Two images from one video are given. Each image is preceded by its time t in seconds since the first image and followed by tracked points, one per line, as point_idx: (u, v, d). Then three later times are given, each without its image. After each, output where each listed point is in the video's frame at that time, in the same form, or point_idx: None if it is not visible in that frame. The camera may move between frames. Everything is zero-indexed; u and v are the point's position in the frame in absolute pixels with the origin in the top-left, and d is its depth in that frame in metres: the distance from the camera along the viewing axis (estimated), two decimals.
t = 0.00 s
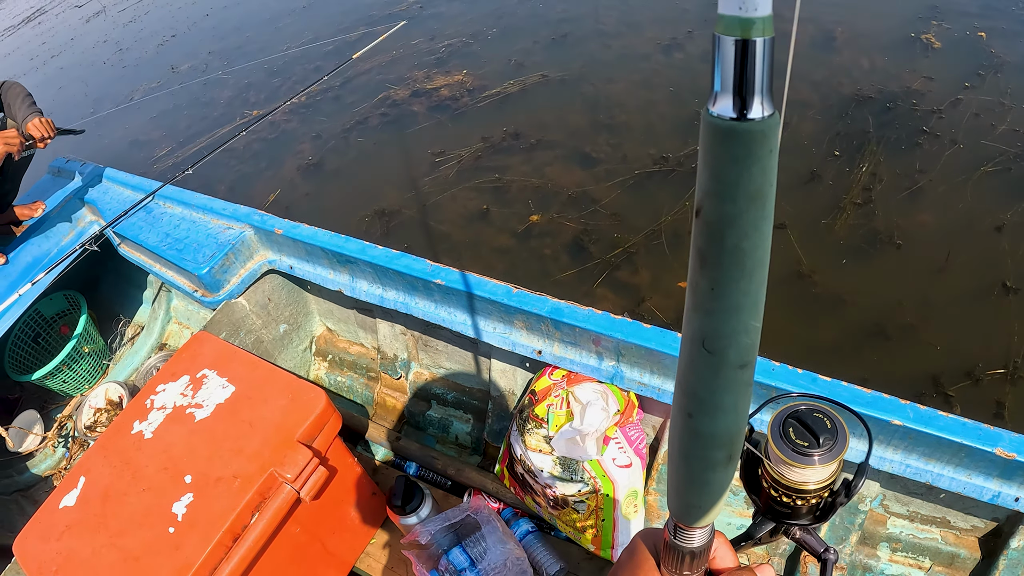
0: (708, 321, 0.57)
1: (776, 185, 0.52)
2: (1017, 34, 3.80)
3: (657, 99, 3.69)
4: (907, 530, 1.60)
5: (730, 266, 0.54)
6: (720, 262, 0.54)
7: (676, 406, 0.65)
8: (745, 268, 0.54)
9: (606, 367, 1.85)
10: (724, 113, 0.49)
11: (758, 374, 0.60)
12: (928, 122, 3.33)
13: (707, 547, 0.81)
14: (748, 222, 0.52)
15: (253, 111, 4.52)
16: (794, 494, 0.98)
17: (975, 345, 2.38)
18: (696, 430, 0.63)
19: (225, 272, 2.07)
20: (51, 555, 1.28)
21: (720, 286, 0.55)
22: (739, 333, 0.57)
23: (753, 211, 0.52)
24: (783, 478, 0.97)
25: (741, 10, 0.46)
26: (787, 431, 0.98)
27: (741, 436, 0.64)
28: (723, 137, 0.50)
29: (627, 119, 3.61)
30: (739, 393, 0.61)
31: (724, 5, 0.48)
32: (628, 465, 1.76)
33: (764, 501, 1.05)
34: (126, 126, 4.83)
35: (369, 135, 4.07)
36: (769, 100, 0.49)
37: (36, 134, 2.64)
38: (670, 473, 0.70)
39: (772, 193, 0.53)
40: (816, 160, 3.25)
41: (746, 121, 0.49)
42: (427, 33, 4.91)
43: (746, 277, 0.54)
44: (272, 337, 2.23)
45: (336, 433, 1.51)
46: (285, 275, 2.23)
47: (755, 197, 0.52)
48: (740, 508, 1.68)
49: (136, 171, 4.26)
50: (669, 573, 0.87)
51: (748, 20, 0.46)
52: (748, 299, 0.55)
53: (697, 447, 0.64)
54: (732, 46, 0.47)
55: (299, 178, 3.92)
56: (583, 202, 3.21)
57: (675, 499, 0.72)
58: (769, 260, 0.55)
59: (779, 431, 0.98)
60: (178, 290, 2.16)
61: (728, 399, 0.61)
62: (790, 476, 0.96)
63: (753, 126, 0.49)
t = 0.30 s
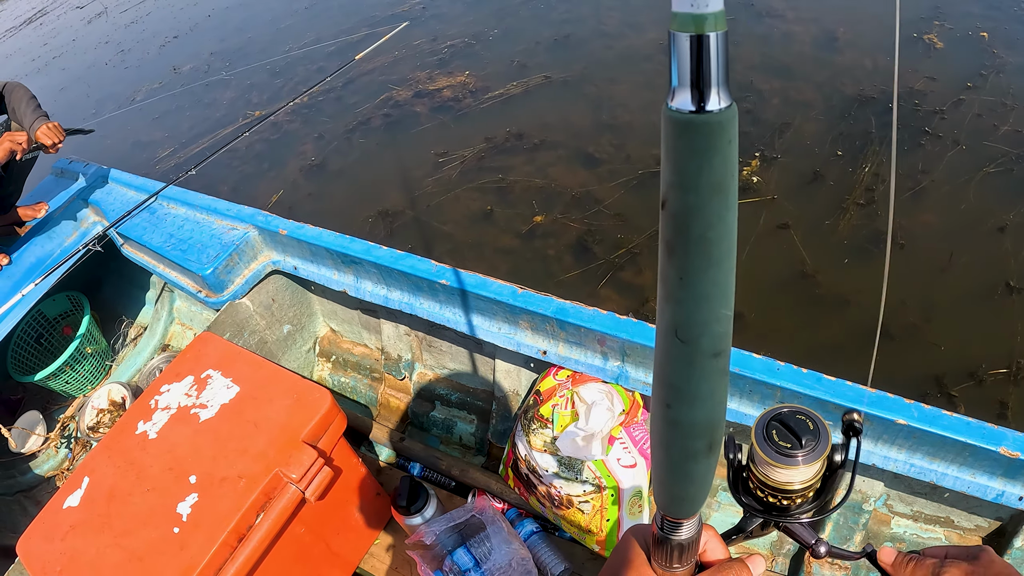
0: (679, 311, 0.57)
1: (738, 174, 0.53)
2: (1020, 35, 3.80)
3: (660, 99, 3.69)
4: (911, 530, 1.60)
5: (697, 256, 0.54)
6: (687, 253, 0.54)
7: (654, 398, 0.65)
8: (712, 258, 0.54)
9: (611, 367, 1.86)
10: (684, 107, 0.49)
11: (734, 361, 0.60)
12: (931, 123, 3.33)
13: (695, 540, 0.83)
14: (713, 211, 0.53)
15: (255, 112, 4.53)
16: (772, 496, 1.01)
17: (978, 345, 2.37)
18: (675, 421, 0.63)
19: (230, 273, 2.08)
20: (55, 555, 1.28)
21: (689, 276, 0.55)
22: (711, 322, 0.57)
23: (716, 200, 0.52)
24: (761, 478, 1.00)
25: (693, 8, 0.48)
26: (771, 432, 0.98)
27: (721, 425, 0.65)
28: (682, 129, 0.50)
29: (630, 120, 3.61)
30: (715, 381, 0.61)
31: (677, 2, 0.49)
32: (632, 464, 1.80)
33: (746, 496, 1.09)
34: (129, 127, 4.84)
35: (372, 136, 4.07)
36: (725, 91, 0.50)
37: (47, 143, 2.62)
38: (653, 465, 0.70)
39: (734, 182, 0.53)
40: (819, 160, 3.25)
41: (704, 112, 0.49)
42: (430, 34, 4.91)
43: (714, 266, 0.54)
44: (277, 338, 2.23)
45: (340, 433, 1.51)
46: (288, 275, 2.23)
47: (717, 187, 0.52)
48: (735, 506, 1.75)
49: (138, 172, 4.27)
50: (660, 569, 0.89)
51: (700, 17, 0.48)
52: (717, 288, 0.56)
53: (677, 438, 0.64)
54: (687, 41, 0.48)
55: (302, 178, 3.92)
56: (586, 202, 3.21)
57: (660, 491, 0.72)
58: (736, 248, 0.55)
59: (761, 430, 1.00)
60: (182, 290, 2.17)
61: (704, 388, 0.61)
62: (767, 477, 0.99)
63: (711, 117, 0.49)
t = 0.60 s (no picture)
0: (678, 318, 0.54)
1: (738, 175, 0.50)
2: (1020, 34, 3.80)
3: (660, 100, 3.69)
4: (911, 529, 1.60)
5: (695, 262, 0.51)
6: (685, 259, 0.51)
7: (652, 404, 0.62)
8: (712, 261, 0.51)
9: (611, 366, 1.86)
10: (679, 110, 0.46)
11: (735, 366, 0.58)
12: (930, 122, 3.33)
13: (695, 543, 0.80)
14: (712, 214, 0.50)
15: (255, 113, 4.53)
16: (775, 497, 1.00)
17: (979, 345, 2.37)
18: (674, 428, 0.60)
19: (229, 273, 2.07)
20: (55, 556, 1.28)
21: (688, 282, 0.52)
22: (711, 328, 0.54)
23: (715, 203, 0.49)
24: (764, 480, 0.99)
25: (690, 6, 0.44)
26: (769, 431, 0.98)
27: (720, 431, 0.62)
28: (679, 130, 0.47)
29: (630, 120, 3.61)
30: (716, 387, 0.58)
31: None
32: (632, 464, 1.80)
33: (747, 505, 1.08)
34: (128, 129, 4.83)
35: (372, 137, 4.07)
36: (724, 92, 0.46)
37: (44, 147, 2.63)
38: (652, 471, 0.67)
39: (734, 183, 0.50)
40: (819, 160, 3.25)
41: (702, 114, 0.46)
42: (429, 35, 4.91)
43: (714, 271, 0.51)
44: (276, 338, 2.23)
45: (339, 433, 1.51)
46: (287, 275, 2.23)
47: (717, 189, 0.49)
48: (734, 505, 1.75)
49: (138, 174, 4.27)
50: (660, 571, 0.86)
51: (698, 16, 0.44)
52: (717, 294, 0.53)
53: (676, 446, 0.62)
54: (684, 40, 0.45)
55: (302, 180, 3.92)
56: (586, 204, 3.21)
57: (659, 497, 0.69)
58: (736, 252, 0.52)
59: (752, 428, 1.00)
60: (181, 290, 2.16)
61: (704, 395, 0.58)
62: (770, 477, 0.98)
63: (709, 120, 0.46)
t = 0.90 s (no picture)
0: (713, 313, 0.58)
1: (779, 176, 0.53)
2: (1002, 27, 3.83)
3: (646, 101, 3.71)
4: (906, 519, 1.66)
5: (735, 257, 0.55)
6: (725, 254, 0.55)
7: (684, 397, 0.66)
8: (749, 259, 0.55)
9: (602, 366, 1.86)
10: (727, 108, 0.50)
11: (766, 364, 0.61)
12: (916, 117, 3.35)
13: (713, 539, 0.84)
14: (752, 213, 0.53)
15: (241, 121, 4.52)
16: (784, 488, 0.96)
17: (969, 336, 2.39)
18: (703, 419, 0.65)
19: (218, 281, 2.07)
20: (50, 568, 1.28)
21: (725, 278, 0.56)
22: (745, 324, 0.58)
23: (757, 202, 0.52)
24: (776, 468, 0.96)
25: (742, 9, 0.47)
26: (790, 422, 0.93)
27: (746, 426, 0.66)
28: (726, 130, 0.51)
29: (616, 121, 3.62)
30: (746, 383, 0.62)
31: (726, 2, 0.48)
32: (625, 463, 1.83)
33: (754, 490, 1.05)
34: (115, 139, 4.81)
35: (360, 143, 4.07)
36: (768, 92, 0.50)
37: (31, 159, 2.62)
38: (678, 462, 0.71)
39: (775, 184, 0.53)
40: (806, 157, 3.26)
41: (748, 115, 0.49)
42: (414, 39, 4.90)
43: (751, 268, 0.55)
44: (266, 345, 2.22)
45: (332, 440, 1.52)
46: (277, 282, 2.23)
47: (758, 188, 0.52)
48: (745, 504, 1.70)
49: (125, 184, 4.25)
50: (678, 567, 0.91)
51: (749, 18, 0.47)
52: (753, 290, 0.56)
53: (704, 436, 0.66)
54: (733, 42, 0.48)
55: (290, 187, 3.91)
56: (574, 205, 3.21)
57: (683, 487, 0.74)
58: (772, 250, 0.56)
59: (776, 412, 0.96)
60: (171, 300, 2.15)
61: (735, 389, 0.62)
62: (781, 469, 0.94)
63: (754, 120, 0.50)
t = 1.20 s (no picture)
0: (749, 306, 0.57)
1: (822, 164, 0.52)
2: (945, 11, 3.93)
3: (602, 101, 3.76)
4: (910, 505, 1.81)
5: (778, 247, 0.53)
6: (767, 243, 0.53)
7: (708, 394, 0.65)
8: (792, 246, 0.53)
9: (569, 366, 1.87)
10: (776, 90, 0.49)
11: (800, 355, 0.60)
12: (869, 102, 3.41)
13: (724, 536, 0.84)
14: (797, 200, 0.52)
15: (198, 142, 4.49)
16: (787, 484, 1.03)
17: (934, 314, 2.43)
18: (729, 416, 0.63)
19: (183, 305, 2.05)
20: None
21: (766, 268, 0.54)
22: (781, 318, 0.57)
23: (803, 189, 0.51)
24: (779, 466, 1.03)
25: None
26: (793, 419, 1.01)
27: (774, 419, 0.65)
28: (776, 114, 0.49)
29: (573, 123, 3.65)
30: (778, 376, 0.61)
31: None
32: (600, 461, 1.85)
33: (756, 483, 1.13)
34: (71, 168, 4.74)
35: (318, 157, 4.04)
36: (819, 79, 0.48)
37: None
38: (697, 462, 0.70)
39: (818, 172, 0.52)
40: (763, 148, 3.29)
41: (798, 99, 0.48)
42: (367, 51, 4.89)
43: (791, 259, 0.54)
44: (235, 367, 2.20)
45: (306, 457, 1.52)
46: (241, 303, 2.21)
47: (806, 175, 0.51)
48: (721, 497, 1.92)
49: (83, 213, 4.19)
50: (688, 563, 0.92)
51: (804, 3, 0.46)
52: (792, 284, 0.55)
53: (727, 435, 0.65)
54: (787, 22, 0.47)
55: (250, 208, 3.85)
56: (534, 208, 3.23)
57: (699, 488, 0.72)
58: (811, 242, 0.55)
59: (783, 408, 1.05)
60: (136, 327, 2.12)
61: (764, 385, 0.61)
62: (783, 464, 1.01)
63: (805, 105, 0.48)
